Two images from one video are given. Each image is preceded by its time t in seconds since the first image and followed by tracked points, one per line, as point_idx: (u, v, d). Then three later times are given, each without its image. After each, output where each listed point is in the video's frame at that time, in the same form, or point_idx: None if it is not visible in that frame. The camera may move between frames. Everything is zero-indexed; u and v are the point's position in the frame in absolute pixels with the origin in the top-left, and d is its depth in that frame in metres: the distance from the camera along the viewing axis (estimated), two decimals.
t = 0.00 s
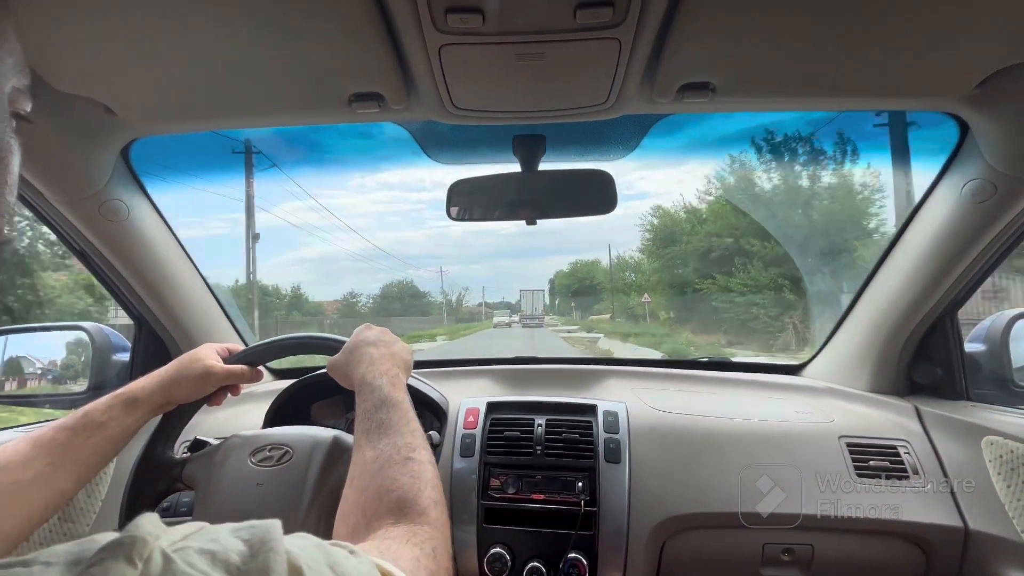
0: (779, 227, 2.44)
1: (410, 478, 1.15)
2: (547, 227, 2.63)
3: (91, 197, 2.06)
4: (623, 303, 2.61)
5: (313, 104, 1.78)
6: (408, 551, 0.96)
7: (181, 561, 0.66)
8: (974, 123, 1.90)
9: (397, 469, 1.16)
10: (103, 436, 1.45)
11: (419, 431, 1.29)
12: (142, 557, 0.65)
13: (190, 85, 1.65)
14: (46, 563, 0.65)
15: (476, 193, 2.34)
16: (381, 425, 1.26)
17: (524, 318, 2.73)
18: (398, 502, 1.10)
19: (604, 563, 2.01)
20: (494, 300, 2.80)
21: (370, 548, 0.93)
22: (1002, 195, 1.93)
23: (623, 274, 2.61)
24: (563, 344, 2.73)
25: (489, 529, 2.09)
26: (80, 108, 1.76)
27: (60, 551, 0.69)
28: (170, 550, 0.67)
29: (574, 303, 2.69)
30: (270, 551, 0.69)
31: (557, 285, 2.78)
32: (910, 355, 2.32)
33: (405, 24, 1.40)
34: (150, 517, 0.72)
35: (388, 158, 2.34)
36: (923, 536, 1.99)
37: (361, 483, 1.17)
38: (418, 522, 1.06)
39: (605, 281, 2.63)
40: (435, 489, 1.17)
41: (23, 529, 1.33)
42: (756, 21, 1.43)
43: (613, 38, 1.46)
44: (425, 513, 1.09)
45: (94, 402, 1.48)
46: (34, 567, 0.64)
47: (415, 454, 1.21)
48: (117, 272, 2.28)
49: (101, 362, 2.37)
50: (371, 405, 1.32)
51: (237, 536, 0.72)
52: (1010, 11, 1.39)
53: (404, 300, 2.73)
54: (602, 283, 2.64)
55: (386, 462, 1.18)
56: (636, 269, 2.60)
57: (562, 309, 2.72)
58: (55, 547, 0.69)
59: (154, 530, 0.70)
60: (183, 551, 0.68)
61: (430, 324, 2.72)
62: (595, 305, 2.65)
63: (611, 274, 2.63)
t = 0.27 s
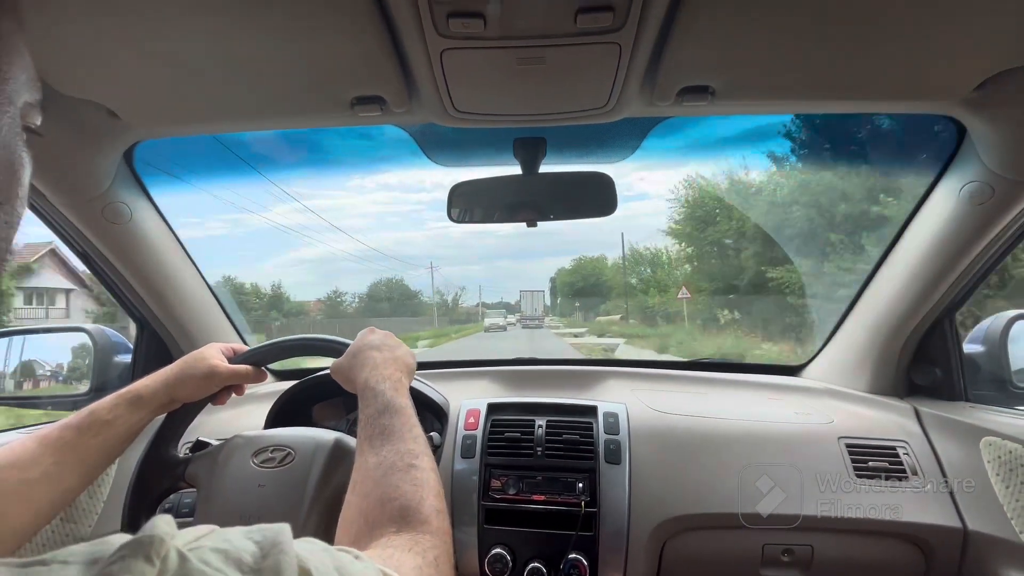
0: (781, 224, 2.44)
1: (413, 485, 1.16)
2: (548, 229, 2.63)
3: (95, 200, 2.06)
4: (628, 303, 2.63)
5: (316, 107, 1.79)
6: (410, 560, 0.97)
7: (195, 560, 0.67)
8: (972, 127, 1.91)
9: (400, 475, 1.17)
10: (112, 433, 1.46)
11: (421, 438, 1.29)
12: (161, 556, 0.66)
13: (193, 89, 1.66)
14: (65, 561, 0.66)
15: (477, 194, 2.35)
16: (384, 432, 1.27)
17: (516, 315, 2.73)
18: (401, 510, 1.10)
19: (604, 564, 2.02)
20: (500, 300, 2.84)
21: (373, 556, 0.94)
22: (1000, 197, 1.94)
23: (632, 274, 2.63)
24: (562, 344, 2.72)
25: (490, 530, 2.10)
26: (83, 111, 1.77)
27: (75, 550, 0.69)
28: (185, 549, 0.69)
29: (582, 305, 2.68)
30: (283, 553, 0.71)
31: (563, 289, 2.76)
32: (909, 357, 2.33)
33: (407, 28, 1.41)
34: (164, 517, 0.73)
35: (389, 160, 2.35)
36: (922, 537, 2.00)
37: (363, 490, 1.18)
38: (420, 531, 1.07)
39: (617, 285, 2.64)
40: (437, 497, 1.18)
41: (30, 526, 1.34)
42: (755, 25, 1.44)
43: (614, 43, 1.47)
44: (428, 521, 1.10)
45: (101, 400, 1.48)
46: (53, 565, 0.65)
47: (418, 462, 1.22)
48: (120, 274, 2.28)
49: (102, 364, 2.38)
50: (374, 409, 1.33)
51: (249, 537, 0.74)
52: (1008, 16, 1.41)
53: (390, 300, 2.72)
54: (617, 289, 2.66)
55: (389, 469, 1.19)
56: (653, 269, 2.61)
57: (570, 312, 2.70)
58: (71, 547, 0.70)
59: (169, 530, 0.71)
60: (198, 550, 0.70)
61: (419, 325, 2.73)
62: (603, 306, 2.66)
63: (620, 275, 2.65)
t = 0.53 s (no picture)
0: (783, 224, 2.43)
1: (409, 484, 1.14)
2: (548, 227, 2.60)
3: (89, 196, 2.04)
4: (629, 301, 2.63)
5: (313, 102, 1.77)
6: (405, 558, 0.95)
7: (164, 551, 0.65)
8: (975, 124, 1.89)
9: (396, 474, 1.15)
10: (106, 432, 1.45)
11: (418, 436, 1.28)
12: (126, 546, 0.64)
13: (189, 83, 1.64)
14: (30, 553, 0.64)
15: (478, 192, 2.33)
16: (380, 430, 1.25)
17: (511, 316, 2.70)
18: (397, 508, 1.08)
19: (603, 565, 2.00)
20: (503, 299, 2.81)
21: (367, 553, 0.92)
22: (1003, 196, 1.92)
23: (640, 268, 2.58)
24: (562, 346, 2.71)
25: (488, 530, 2.08)
26: (78, 105, 1.76)
27: (43, 542, 0.67)
28: (154, 540, 0.67)
29: (585, 308, 2.68)
30: (262, 544, 0.69)
31: (566, 288, 2.71)
32: (911, 357, 2.31)
33: (404, 22, 1.39)
34: (136, 509, 0.71)
35: (387, 158, 2.33)
36: (923, 538, 1.98)
37: (358, 488, 1.16)
38: (417, 529, 1.05)
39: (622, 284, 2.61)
40: (434, 495, 1.16)
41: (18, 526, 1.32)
42: (756, 20, 1.43)
43: (613, 37, 1.45)
44: (424, 519, 1.08)
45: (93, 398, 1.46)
46: (15, 557, 0.63)
47: (414, 460, 1.20)
48: (115, 271, 2.27)
49: (98, 362, 2.35)
50: (370, 408, 1.31)
51: (227, 530, 0.71)
52: (1011, 12, 1.39)
53: (373, 300, 2.71)
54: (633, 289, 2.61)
55: (384, 468, 1.17)
56: (677, 259, 2.54)
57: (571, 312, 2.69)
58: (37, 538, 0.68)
59: (139, 520, 0.69)
60: (169, 541, 0.68)
61: (407, 325, 2.72)
62: (606, 308, 2.66)
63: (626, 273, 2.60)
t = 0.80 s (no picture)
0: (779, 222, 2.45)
1: (411, 487, 1.14)
2: (552, 226, 2.60)
3: (89, 197, 2.05)
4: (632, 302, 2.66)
5: (312, 102, 1.78)
6: (409, 561, 0.96)
7: (187, 553, 0.66)
8: (972, 124, 1.90)
9: (398, 477, 1.16)
10: (107, 432, 1.45)
11: (420, 438, 1.29)
12: (150, 550, 0.65)
13: (189, 84, 1.65)
14: (53, 556, 0.65)
15: (476, 193, 2.33)
16: (382, 432, 1.26)
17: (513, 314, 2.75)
18: (400, 511, 1.09)
19: (603, 564, 2.01)
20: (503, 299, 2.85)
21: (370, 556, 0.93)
22: (1000, 195, 1.93)
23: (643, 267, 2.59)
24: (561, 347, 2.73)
25: (488, 529, 2.09)
26: (78, 106, 1.75)
27: (67, 544, 0.68)
28: (178, 543, 0.68)
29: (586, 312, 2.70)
30: (280, 547, 0.70)
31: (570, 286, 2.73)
32: (908, 355, 2.32)
33: (403, 23, 1.40)
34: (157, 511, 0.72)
35: (386, 158, 2.34)
36: (921, 535, 1.99)
37: (361, 490, 1.16)
38: (420, 532, 1.06)
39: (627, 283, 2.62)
40: (436, 498, 1.17)
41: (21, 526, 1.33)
42: (755, 20, 1.43)
43: (612, 37, 1.45)
44: (426, 522, 1.09)
45: (96, 397, 1.47)
46: (40, 560, 0.63)
47: (416, 462, 1.21)
48: (115, 271, 2.27)
49: (98, 362, 2.35)
50: (372, 409, 1.32)
51: (245, 531, 0.73)
52: (1009, 12, 1.40)
53: (356, 298, 2.68)
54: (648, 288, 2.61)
55: (387, 470, 1.17)
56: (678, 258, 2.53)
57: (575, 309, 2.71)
58: (60, 542, 0.68)
59: (161, 523, 0.70)
60: (191, 544, 0.68)
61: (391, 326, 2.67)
62: (611, 307, 2.68)
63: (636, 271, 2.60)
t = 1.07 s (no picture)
0: (784, 220, 2.40)
1: (408, 490, 1.13)
2: (555, 226, 2.58)
3: (88, 198, 2.05)
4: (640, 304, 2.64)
5: (311, 104, 1.77)
6: (405, 565, 0.95)
7: (167, 550, 0.66)
8: (973, 124, 1.89)
9: (395, 480, 1.15)
10: (105, 432, 1.44)
11: (418, 442, 1.28)
12: (126, 545, 0.64)
13: (188, 85, 1.64)
14: (31, 553, 0.64)
15: (477, 193, 2.34)
16: (380, 435, 1.25)
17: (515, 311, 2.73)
18: (397, 514, 1.08)
19: (602, 566, 2.00)
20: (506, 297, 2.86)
21: (369, 559, 0.92)
22: (1000, 196, 1.93)
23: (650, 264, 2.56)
24: (560, 348, 2.70)
25: (487, 531, 2.08)
26: (76, 107, 1.75)
27: (47, 542, 0.67)
28: (157, 541, 0.67)
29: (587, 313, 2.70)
30: (263, 544, 0.69)
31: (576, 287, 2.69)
32: (909, 356, 2.31)
33: (402, 24, 1.39)
34: (138, 510, 0.72)
35: (385, 160, 2.34)
36: (922, 536, 1.98)
37: (359, 494, 1.16)
38: (417, 536, 1.05)
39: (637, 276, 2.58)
40: (433, 502, 1.16)
41: (19, 528, 1.32)
42: (755, 21, 1.43)
43: (611, 37, 1.45)
44: (423, 527, 1.08)
45: (94, 398, 1.46)
46: (17, 557, 0.62)
47: (415, 465, 1.20)
48: (113, 273, 2.27)
49: (97, 364, 2.35)
50: (371, 412, 1.31)
51: (229, 530, 0.72)
52: (1009, 12, 1.39)
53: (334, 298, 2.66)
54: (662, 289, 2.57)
55: (385, 473, 1.17)
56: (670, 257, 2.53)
57: (581, 309, 2.70)
58: (41, 539, 0.68)
59: (140, 521, 0.69)
60: (171, 541, 0.68)
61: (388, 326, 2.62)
62: (616, 308, 2.67)
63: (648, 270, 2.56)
